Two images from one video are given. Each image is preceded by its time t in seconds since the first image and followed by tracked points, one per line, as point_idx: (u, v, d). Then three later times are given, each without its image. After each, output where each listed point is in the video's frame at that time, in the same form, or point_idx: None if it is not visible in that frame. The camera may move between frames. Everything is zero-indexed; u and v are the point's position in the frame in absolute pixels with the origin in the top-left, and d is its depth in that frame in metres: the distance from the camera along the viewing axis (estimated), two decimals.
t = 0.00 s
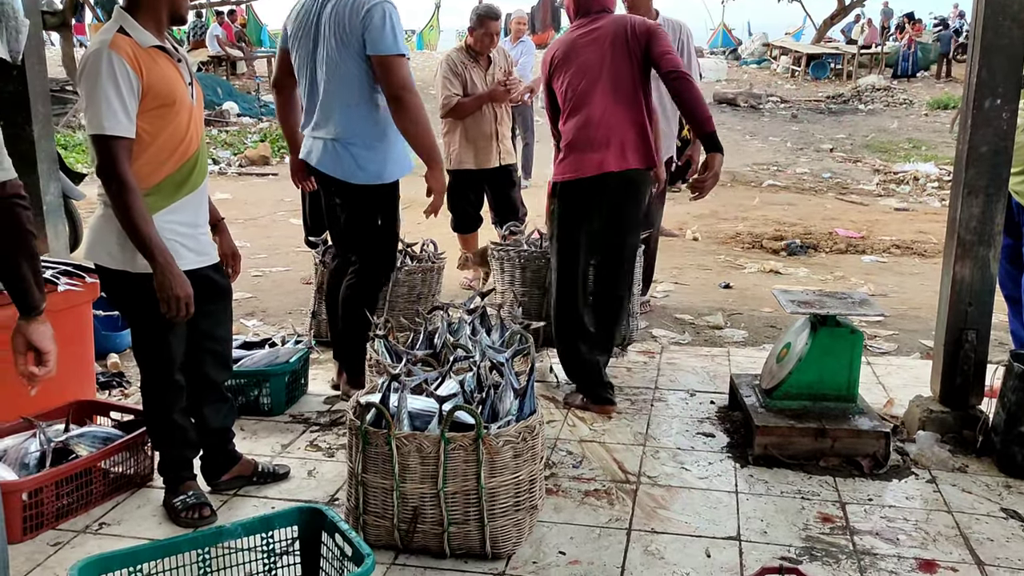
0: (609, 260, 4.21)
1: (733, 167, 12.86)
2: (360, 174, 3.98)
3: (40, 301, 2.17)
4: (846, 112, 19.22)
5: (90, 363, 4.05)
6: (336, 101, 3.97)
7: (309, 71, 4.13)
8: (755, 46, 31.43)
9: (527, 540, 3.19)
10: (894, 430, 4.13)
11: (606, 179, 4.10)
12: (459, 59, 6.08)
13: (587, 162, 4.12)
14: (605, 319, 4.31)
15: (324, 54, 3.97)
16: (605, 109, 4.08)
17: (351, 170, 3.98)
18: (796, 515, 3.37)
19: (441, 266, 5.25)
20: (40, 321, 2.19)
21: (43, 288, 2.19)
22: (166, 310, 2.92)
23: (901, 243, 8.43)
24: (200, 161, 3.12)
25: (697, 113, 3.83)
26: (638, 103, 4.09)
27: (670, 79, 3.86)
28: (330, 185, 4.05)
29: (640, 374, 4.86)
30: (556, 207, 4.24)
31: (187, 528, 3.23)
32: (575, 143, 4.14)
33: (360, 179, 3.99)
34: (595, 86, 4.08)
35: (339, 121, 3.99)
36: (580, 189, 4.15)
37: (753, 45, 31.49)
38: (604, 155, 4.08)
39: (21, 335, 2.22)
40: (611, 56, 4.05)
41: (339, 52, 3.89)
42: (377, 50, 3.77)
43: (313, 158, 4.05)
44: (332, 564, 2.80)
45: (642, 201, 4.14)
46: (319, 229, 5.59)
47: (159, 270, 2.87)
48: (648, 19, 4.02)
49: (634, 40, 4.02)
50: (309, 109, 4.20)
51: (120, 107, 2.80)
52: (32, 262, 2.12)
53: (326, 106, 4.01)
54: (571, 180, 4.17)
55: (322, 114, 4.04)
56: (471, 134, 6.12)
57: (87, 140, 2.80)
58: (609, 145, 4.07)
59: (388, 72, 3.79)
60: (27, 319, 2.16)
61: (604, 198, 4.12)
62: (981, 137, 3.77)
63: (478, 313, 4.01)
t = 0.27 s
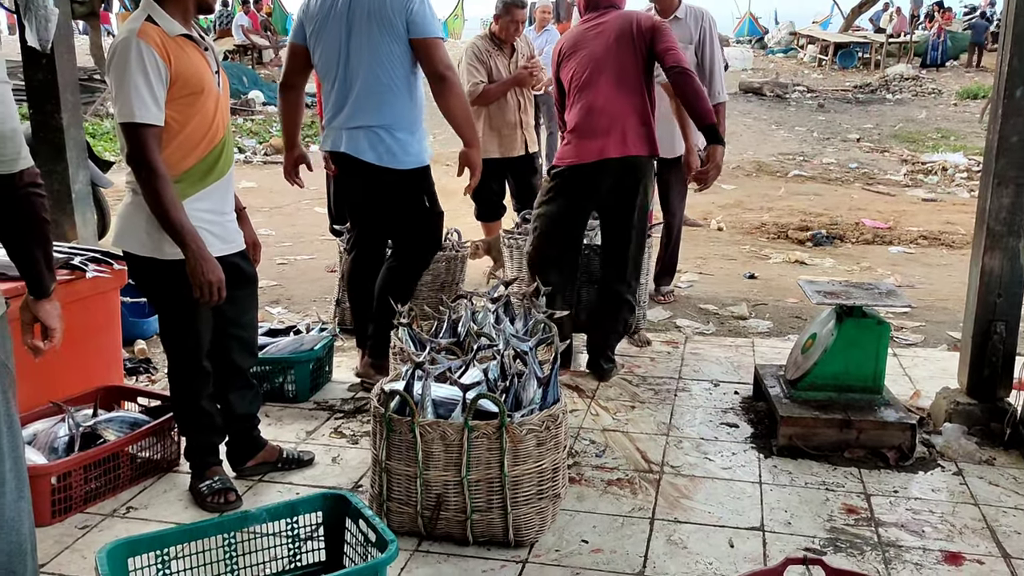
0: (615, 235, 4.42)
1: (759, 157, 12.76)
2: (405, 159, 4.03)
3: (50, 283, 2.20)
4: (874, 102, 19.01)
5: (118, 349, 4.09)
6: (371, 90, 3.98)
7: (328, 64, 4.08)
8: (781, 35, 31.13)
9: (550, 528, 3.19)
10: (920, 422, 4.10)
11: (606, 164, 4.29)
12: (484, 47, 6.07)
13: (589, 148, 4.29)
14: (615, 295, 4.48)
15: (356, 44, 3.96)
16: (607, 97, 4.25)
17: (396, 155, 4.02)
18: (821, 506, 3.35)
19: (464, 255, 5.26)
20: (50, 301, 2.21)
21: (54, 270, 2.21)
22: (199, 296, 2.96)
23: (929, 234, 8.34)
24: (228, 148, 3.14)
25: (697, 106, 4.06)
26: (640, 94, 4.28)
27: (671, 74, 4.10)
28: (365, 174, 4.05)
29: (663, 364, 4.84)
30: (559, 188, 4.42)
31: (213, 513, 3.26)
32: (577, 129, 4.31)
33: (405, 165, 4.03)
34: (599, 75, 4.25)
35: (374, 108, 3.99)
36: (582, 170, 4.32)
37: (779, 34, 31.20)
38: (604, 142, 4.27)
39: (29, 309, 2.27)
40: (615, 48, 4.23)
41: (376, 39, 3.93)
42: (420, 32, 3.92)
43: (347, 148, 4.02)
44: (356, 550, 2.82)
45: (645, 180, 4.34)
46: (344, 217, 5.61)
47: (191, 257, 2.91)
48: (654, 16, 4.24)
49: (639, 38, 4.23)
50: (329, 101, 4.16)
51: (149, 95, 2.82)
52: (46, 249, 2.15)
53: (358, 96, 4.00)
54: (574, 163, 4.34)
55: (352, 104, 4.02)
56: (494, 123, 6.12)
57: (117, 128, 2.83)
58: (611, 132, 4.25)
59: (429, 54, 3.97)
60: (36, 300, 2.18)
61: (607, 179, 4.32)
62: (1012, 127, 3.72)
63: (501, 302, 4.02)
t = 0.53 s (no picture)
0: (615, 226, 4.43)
1: (786, 151, 12.66)
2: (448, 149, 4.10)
3: (78, 276, 2.18)
4: (903, 96, 18.79)
5: (147, 341, 4.14)
6: (410, 83, 3.99)
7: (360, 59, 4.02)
8: (809, 28, 30.83)
9: (574, 522, 3.20)
10: (949, 419, 4.05)
11: (597, 156, 4.31)
12: (512, 41, 6.04)
13: (581, 141, 4.32)
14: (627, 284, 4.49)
15: (393, 38, 3.95)
16: (595, 90, 4.28)
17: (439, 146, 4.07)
18: (847, 503, 3.33)
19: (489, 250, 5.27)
20: (79, 294, 2.20)
21: (82, 264, 2.20)
22: (218, 289, 2.99)
23: (960, 229, 8.24)
24: (254, 142, 3.16)
25: (689, 93, 4.07)
26: (630, 85, 4.29)
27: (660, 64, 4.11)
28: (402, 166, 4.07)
29: (688, 359, 4.83)
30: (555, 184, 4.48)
31: (240, 504, 3.29)
32: (569, 123, 4.35)
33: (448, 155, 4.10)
34: (587, 69, 4.29)
35: (413, 102, 3.99)
36: (573, 164, 4.37)
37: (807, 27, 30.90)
38: (595, 133, 4.30)
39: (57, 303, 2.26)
40: (603, 42, 4.26)
41: (416, 32, 3.95)
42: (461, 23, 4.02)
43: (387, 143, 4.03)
44: (381, 542, 2.84)
45: (637, 169, 4.33)
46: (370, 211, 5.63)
47: (212, 251, 2.94)
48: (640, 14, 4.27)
49: (626, 33, 4.26)
50: (357, 97, 4.11)
51: (175, 90, 2.85)
52: (72, 240, 2.14)
53: (395, 91, 3.99)
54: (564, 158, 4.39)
55: (389, 99, 4.00)
56: (520, 117, 6.11)
57: (144, 122, 2.86)
58: (602, 123, 4.28)
59: (463, 45, 4.09)
60: (64, 294, 2.17)
61: (600, 171, 4.34)
62: None
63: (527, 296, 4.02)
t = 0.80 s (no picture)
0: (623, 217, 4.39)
1: (815, 145, 12.54)
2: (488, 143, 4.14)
3: (111, 269, 2.21)
4: (935, 89, 18.54)
5: (177, 332, 4.19)
6: (455, 77, 4.03)
7: (403, 53, 4.01)
8: (839, 20, 30.49)
9: (600, 517, 3.20)
10: (981, 417, 4.00)
11: (597, 143, 4.27)
12: (551, 33, 6.03)
13: (583, 129, 4.30)
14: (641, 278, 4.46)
15: (441, 30, 4.00)
16: (596, 79, 4.27)
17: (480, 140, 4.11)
18: (876, 501, 3.30)
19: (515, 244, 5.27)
20: (113, 288, 2.23)
21: (115, 257, 2.23)
22: (243, 282, 3.02)
23: (993, 224, 8.12)
24: (283, 136, 3.17)
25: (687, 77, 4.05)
26: (631, 74, 4.27)
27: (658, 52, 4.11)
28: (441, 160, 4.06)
29: (715, 355, 4.80)
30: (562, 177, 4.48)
31: (268, 494, 3.33)
32: (572, 114, 4.34)
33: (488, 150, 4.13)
34: (587, 61, 4.30)
35: (457, 94, 4.03)
36: (577, 156, 4.35)
37: (837, 20, 30.55)
38: (596, 121, 4.27)
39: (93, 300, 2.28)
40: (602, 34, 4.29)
41: (463, 25, 4.02)
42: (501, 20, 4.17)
43: (431, 136, 4.03)
44: (408, 534, 2.86)
45: (640, 157, 4.27)
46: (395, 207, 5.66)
47: (236, 244, 2.96)
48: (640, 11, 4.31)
49: (624, 25, 4.28)
50: (394, 92, 4.08)
51: (204, 83, 2.87)
52: (105, 232, 2.17)
53: (443, 84, 4.01)
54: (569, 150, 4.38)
55: (433, 92, 4.01)
56: (547, 111, 6.10)
57: (173, 115, 2.89)
58: (602, 110, 4.25)
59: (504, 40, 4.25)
60: (99, 287, 2.20)
61: (604, 161, 4.30)
62: None
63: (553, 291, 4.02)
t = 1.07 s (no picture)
0: (636, 210, 4.37)
1: (833, 141, 12.47)
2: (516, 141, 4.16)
3: (133, 264, 2.23)
4: (955, 84, 18.38)
5: (195, 327, 4.21)
6: (486, 75, 4.04)
7: (436, 50, 4.01)
8: (857, 15, 30.27)
9: (615, 514, 3.19)
10: (1000, 416, 3.97)
11: (610, 136, 4.25)
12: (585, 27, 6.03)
13: (595, 123, 4.28)
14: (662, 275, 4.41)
15: (473, 28, 4.00)
16: (608, 72, 4.25)
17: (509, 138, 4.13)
18: (894, 499, 3.28)
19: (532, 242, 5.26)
20: (134, 281, 2.25)
21: (137, 252, 2.25)
22: (262, 278, 3.03)
23: (1013, 221, 8.05)
24: (302, 133, 3.18)
25: (699, 74, 4.06)
26: (642, 67, 4.26)
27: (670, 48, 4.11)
28: (468, 158, 4.06)
29: (731, 351, 4.79)
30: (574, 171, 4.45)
31: (285, 489, 3.34)
32: (583, 108, 4.32)
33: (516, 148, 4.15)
34: (597, 55, 4.28)
35: (488, 91, 4.04)
36: (590, 149, 4.33)
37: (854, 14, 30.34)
38: (609, 112, 4.24)
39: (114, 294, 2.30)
40: (612, 29, 4.27)
41: (495, 22, 4.02)
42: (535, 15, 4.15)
43: (463, 135, 4.02)
44: (424, 530, 2.87)
45: (654, 148, 4.26)
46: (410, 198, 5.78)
47: (256, 240, 2.98)
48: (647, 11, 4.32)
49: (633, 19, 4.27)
50: (423, 90, 4.08)
51: (224, 80, 2.88)
52: (127, 228, 2.18)
53: (474, 81, 4.02)
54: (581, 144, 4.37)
55: (466, 90, 4.02)
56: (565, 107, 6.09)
57: (194, 112, 2.91)
58: (614, 104, 4.23)
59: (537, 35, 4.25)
60: (121, 281, 2.22)
61: (616, 153, 4.27)
62: None
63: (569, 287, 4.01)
